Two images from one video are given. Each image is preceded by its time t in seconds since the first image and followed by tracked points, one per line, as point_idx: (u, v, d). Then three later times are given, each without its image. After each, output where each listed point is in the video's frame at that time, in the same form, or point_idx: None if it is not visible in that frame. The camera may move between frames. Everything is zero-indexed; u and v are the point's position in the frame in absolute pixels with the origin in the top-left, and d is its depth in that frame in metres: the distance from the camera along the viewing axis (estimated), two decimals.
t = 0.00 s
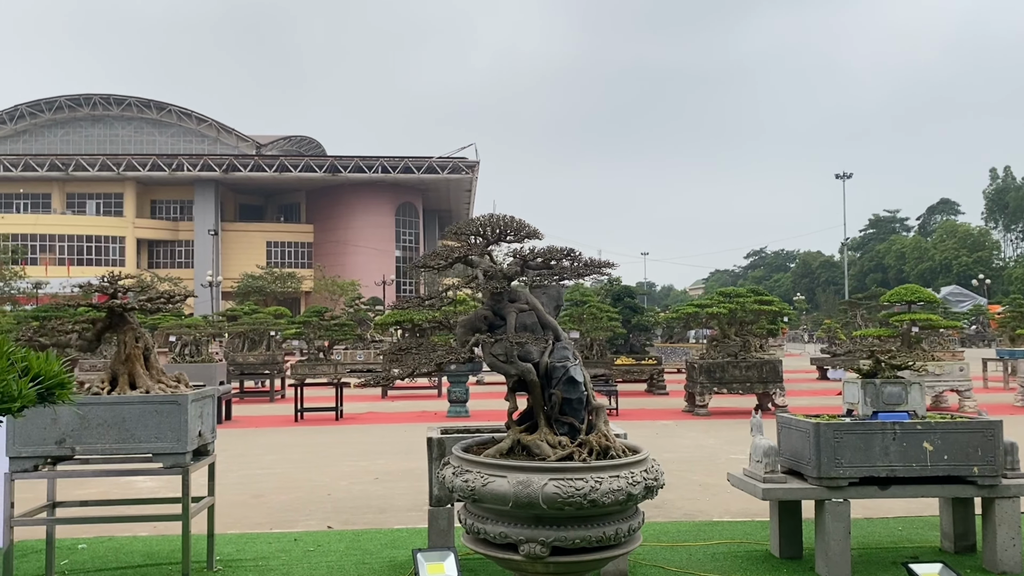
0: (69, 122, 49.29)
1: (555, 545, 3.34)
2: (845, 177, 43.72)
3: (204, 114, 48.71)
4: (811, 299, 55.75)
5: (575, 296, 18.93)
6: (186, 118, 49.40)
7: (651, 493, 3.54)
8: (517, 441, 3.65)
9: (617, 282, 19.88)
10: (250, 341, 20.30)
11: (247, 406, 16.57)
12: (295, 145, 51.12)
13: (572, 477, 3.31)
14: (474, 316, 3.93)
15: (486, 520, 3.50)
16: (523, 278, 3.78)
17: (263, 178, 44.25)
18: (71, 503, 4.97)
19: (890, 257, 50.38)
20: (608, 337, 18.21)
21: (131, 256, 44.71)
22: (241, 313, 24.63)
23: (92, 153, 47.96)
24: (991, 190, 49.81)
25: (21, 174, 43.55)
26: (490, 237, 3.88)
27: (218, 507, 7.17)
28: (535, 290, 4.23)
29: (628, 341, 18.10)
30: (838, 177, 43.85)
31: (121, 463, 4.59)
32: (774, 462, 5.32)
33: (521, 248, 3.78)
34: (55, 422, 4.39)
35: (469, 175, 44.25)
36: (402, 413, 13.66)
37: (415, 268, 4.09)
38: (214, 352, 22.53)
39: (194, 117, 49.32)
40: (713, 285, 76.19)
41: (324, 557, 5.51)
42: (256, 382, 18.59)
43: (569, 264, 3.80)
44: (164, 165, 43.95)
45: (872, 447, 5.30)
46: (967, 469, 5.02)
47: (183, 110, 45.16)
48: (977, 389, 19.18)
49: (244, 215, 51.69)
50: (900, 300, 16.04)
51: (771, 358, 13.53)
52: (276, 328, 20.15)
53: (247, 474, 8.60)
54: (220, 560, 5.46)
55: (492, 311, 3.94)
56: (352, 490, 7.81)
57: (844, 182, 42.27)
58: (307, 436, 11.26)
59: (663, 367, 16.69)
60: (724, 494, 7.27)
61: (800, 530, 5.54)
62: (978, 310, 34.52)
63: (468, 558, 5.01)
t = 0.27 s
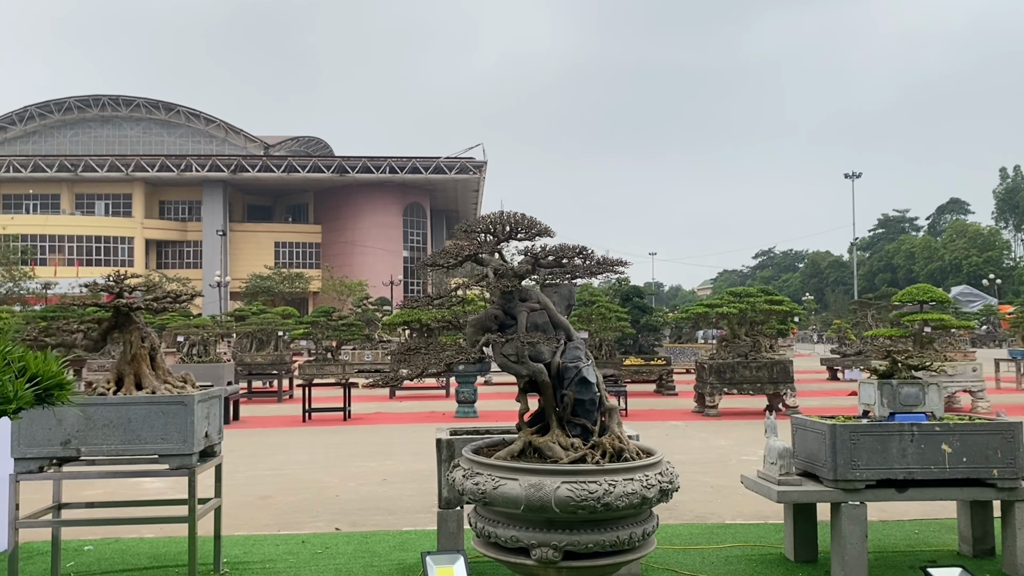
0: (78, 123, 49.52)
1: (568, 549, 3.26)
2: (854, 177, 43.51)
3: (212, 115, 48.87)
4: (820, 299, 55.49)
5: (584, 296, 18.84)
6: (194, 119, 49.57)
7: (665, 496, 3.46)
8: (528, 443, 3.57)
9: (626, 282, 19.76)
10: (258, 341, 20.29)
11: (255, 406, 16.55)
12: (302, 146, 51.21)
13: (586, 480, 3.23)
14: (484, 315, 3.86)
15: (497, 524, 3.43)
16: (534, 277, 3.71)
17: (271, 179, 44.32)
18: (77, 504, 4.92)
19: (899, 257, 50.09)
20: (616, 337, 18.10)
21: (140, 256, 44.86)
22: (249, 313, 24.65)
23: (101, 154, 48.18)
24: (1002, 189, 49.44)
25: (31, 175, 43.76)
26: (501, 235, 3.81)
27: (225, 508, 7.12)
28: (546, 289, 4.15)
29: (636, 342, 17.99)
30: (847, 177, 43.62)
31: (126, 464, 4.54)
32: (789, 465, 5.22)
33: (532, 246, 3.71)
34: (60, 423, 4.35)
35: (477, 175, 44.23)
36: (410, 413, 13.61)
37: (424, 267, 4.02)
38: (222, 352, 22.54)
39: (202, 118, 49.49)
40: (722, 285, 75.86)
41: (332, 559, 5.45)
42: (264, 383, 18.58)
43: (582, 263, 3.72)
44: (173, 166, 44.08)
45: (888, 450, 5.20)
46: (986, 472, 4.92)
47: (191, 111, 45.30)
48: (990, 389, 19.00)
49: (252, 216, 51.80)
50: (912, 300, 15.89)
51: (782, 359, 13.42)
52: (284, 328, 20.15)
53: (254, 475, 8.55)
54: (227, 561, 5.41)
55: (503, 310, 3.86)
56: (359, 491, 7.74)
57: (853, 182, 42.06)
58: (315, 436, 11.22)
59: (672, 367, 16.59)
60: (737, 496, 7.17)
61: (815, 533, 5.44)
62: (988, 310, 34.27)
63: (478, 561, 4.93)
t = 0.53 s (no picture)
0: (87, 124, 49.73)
1: (575, 560, 3.16)
2: (862, 177, 43.24)
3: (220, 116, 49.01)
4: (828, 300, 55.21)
5: (591, 297, 18.75)
6: (202, 120, 49.72)
7: (676, 504, 3.35)
8: (534, 449, 3.48)
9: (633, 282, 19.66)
10: (264, 342, 20.28)
11: (261, 407, 16.51)
12: (310, 146, 51.27)
13: (593, 488, 3.13)
14: (488, 317, 3.77)
15: (502, 533, 3.33)
16: (540, 278, 3.61)
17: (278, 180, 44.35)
18: (78, 509, 4.86)
19: (908, 257, 49.77)
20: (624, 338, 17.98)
21: (148, 257, 44.97)
22: (256, 314, 24.64)
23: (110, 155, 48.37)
24: (1012, 189, 49.05)
25: (40, 176, 43.95)
26: (505, 235, 3.72)
27: (228, 512, 7.05)
28: (553, 291, 4.06)
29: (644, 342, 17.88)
30: (856, 177, 43.38)
31: (126, 469, 4.47)
32: (801, 469, 5.10)
33: (537, 246, 3.61)
34: (59, 427, 4.28)
35: (484, 176, 44.17)
36: (416, 414, 13.54)
37: (427, 268, 3.94)
38: (229, 353, 22.54)
39: (210, 119, 49.64)
40: (729, 285, 75.56)
41: (336, 565, 5.36)
42: (270, 384, 18.54)
43: (589, 263, 3.62)
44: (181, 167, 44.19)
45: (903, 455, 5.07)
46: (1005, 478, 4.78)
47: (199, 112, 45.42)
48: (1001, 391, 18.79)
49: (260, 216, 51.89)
50: (922, 300, 15.72)
51: (792, 360, 13.28)
52: (290, 328, 20.12)
53: (258, 478, 8.48)
54: (229, 567, 5.33)
55: (508, 312, 3.77)
56: (364, 494, 7.66)
57: (862, 182, 41.82)
58: (320, 438, 11.15)
59: (680, 368, 16.46)
60: (747, 501, 7.05)
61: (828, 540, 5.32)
62: (999, 310, 33.99)
63: (483, 568, 4.83)
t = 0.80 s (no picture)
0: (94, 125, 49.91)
1: (580, 568, 3.08)
2: (870, 177, 43.02)
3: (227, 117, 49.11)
4: (836, 300, 54.93)
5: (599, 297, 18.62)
6: (208, 121, 49.85)
7: (684, 511, 3.27)
8: (538, 455, 3.40)
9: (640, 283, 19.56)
10: (270, 343, 20.26)
11: (266, 408, 16.48)
12: (316, 147, 51.33)
13: (599, 495, 3.05)
14: (492, 319, 3.70)
15: (505, 539, 3.26)
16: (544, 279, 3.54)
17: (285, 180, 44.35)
18: (77, 512, 4.81)
19: (916, 258, 49.48)
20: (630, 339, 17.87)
21: (155, 258, 45.08)
22: (262, 314, 24.64)
23: (117, 156, 48.51)
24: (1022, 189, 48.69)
25: (47, 177, 44.12)
26: (508, 235, 3.64)
27: (231, 514, 6.99)
28: (558, 291, 3.98)
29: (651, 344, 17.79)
30: (864, 177, 43.15)
31: (125, 472, 4.41)
32: (812, 474, 4.99)
33: (541, 247, 3.54)
34: (57, 430, 4.23)
35: (490, 176, 44.10)
36: (421, 416, 13.47)
37: (430, 268, 3.87)
38: (235, 354, 22.53)
39: (217, 120, 49.76)
40: (737, 286, 75.30)
41: (338, 570, 5.30)
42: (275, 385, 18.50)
43: (595, 264, 3.54)
44: (188, 168, 44.29)
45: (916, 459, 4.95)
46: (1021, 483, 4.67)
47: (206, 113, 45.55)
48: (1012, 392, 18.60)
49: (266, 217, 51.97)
50: (931, 301, 15.58)
51: (800, 361, 13.16)
52: (295, 329, 20.09)
53: (262, 480, 8.43)
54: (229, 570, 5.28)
55: (512, 314, 3.70)
56: (369, 497, 7.59)
57: (870, 181, 41.62)
58: (325, 440, 11.09)
59: (687, 369, 16.34)
60: (755, 504, 6.96)
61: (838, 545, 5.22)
62: (1009, 311, 33.71)
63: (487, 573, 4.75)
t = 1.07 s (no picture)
0: (100, 126, 50.03)
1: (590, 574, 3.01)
2: (877, 177, 42.82)
3: (233, 118, 49.20)
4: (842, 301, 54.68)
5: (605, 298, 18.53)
6: (214, 122, 49.93)
7: (695, 515, 3.19)
8: (547, 457, 3.33)
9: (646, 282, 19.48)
10: (275, 343, 20.24)
11: (271, 408, 16.45)
12: (322, 148, 51.37)
13: (609, 498, 2.98)
14: (498, 319, 3.62)
15: (513, 544, 3.18)
16: (552, 278, 3.47)
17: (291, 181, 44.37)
18: (79, 515, 4.76)
19: (923, 258, 49.20)
20: (636, 339, 17.79)
21: (161, 258, 45.18)
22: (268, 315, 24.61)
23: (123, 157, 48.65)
24: None
25: (54, 178, 44.25)
26: (516, 232, 3.57)
27: (235, 516, 6.94)
28: (566, 290, 3.91)
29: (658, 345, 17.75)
30: (871, 177, 42.91)
31: (127, 475, 4.36)
32: (824, 477, 4.91)
33: (548, 244, 3.47)
34: (58, 431, 4.18)
35: (495, 177, 44.03)
36: (427, 416, 13.42)
37: (435, 267, 3.80)
38: (241, 354, 22.51)
39: (223, 120, 49.84)
40: (743, 286, 75.06)
41: (342, 572, 5.24)
42: (281, 385, 18.47)
43: (604, 262, 3.47)
44: (194, 168, 44.36)
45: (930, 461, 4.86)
46: None
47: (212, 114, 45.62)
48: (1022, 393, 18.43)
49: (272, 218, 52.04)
50: (941, 302, 15.46)
51: (808, 362, 13.06)
52: (301, 329, 20.06)
53: (266, 481, 8.37)
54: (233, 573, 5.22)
55: (519, 314, 3.62)
56: (374, 499, 7.53)
57: (877, 181, 41.41)
58: (330, 440, 11.04)
59: (694, 370, 16.24)
60: (765, 506, 6.87)
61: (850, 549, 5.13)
62: (1018, 311, 33.47)
63: None
